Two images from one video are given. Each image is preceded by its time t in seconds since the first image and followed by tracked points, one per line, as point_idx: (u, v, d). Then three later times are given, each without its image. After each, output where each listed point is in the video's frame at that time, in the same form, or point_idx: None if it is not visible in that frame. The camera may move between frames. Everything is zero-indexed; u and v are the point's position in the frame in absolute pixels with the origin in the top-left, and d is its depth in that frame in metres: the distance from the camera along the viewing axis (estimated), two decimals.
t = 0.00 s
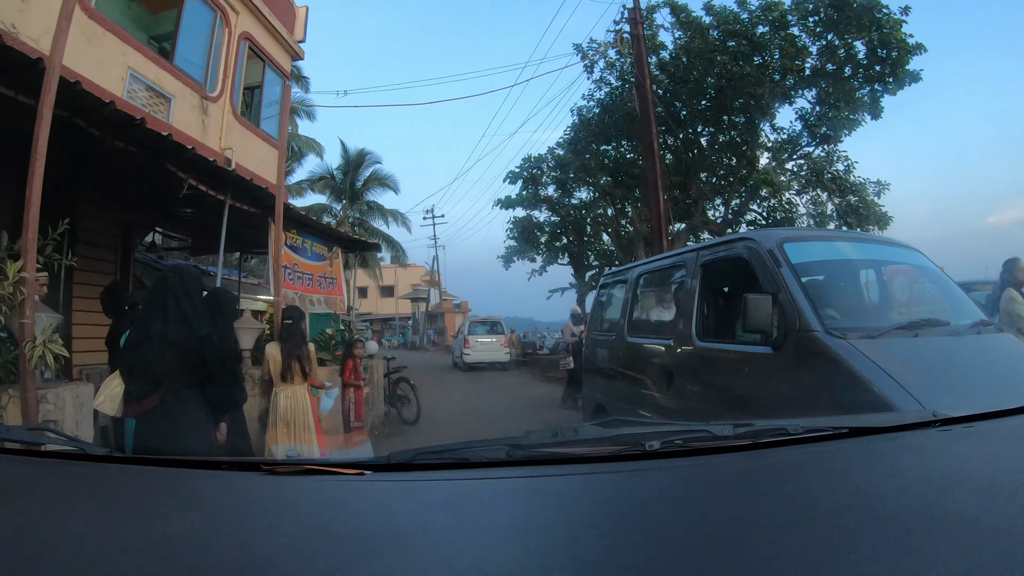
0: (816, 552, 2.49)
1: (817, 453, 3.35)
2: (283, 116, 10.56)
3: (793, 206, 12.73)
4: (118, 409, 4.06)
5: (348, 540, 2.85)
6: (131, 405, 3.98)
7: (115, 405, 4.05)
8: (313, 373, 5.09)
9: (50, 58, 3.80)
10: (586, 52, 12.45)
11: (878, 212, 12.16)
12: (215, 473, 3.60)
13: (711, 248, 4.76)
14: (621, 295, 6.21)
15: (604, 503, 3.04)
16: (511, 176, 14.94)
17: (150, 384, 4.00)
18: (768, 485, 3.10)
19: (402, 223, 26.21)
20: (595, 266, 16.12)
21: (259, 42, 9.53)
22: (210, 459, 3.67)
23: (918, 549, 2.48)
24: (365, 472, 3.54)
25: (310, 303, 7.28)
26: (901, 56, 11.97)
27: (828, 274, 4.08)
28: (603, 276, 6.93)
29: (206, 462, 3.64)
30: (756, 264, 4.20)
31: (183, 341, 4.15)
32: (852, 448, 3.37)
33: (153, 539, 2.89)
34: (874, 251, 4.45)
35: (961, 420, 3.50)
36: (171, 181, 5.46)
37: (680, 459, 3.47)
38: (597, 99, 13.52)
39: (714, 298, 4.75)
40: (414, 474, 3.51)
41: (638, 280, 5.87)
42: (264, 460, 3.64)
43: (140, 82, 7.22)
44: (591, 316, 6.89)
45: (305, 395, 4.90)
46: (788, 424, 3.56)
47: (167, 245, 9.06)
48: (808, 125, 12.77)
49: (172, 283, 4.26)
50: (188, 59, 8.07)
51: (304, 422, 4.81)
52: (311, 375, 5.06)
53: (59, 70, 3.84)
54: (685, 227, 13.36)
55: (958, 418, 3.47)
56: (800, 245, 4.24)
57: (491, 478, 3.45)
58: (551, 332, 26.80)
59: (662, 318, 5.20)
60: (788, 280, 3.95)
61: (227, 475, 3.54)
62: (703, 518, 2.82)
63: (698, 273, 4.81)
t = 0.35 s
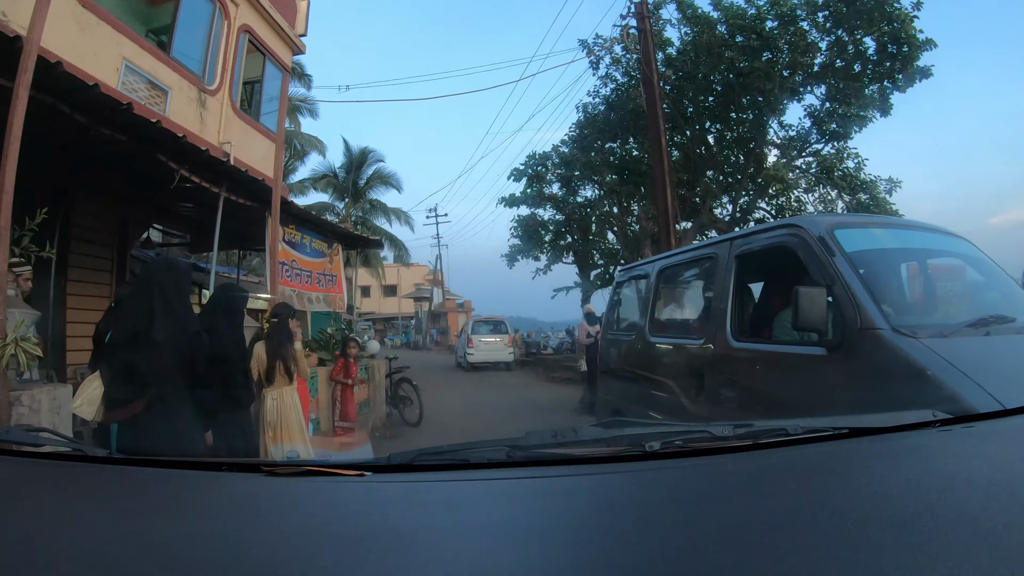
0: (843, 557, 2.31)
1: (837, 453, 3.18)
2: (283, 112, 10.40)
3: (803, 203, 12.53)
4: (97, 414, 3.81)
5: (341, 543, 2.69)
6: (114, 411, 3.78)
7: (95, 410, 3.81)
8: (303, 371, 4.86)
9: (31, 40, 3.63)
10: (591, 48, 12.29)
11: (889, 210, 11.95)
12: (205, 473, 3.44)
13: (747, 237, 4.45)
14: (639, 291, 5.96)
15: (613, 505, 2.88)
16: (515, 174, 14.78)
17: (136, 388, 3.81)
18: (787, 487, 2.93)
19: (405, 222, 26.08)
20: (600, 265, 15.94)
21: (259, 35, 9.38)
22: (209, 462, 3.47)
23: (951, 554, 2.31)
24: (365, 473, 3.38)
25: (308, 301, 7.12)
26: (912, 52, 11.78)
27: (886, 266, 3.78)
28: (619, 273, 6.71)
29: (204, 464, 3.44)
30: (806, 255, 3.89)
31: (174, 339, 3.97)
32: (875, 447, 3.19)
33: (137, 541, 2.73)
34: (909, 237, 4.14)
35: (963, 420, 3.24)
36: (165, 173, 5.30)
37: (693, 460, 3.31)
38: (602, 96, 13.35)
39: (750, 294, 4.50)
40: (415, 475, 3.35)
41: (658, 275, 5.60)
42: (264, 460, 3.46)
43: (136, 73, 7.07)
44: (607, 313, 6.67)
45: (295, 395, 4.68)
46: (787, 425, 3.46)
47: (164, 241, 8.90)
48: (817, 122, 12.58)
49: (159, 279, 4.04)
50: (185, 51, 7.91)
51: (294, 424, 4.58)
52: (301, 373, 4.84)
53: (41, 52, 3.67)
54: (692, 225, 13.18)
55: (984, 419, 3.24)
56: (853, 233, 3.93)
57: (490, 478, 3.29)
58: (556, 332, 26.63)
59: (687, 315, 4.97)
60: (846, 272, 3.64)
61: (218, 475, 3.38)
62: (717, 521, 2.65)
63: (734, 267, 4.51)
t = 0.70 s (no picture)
0: (869, 563, 2.18)
1: (856, 452, 3.03)
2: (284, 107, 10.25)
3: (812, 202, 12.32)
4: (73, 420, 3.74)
5: (335, 548, 2.56)
6: (86, 416, 3.67)
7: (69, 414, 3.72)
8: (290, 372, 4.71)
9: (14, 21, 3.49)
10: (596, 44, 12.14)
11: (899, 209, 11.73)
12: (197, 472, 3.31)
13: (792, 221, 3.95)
14: (663, 285, 5.60)
15: (621, 507, 2.72)
16: (519, 171, 14.64)
17: (106, 393, 3.68)
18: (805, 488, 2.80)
19: (409, 221, 25.97)
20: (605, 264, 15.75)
21: (259, 29, 9.24)
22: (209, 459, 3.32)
23: (986, 563, 2.15)
24: (364, 472, 3.24)
25: (307, 299, 6.99)
26: (921, 48, 11.59)
27: (963, 251, 3.27)
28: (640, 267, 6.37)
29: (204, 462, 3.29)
30: (866, 241, 3.38)
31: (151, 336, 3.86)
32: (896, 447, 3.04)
33: (120, 544, 2.60)
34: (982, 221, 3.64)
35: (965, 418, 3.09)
36: (160, 167, 5.18)
37: (706, 459, 3.17)
38: (607, 92, 13.19)
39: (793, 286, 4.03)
40: (414, 474, 3.22)
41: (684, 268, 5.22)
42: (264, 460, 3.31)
43: (132, 66, 6.94)
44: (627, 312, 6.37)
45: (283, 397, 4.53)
46: (789, 424, 3.34)
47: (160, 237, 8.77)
48: (826, 119, 12.38)
49: (130, 273, 3.97)
50: (183, 43, 7.78)
51: (283, 427, 4.43)
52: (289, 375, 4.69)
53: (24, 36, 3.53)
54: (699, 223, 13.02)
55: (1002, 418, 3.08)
56: (922, 214, 3.42)
57: (487, 478, 3.15)
58: (560, 332, 26.45)
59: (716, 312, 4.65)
60: (919, 258, 3.13)
61: (210, 474, 3.25)
62: (732, 526, 2.49)
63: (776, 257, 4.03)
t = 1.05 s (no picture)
0: None
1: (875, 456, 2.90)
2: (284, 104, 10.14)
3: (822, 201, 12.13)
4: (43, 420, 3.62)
5: (333, 555, 2.46)
6: (55, 419, 3.55)
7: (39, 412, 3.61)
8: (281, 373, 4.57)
9: None
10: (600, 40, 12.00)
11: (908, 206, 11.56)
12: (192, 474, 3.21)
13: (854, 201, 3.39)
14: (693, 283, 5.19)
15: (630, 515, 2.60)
16: (522, 170, 14.52)
17: (72, 396, 3.54)
18: (822, 492, 2.69)
19: (411, 220, 25.84)
20: (609, 263, 15.61)
21: (258, 23, 9.11)
22: (209, 459, 3.23)
23: None
24: (365, 472, 3.13)
25: (306, 297, 6.84)
26: (930, 45, 11.43)
27: None
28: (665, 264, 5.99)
29: (203, 461, 3.19)
30: (949, 222, 2.79)
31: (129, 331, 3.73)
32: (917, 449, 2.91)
33: (106, 553, 2.49)
34: None
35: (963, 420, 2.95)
36: (155, 162, 5.07)
37: (718, 462, 3.05)
38: (611, 90, 13.05)
39: (854, 279, 3.45)
40: (416, 474, 3.12)
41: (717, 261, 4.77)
42: (263, 460, 3.22)
43: (126, 58, 6.80)
44: (650, 312, 6.01)
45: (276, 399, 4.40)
46: (788, 424, 3.23)
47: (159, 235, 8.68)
48: (833, 116, 12.20)
49: (97, 269, 3.78)
50: (180, 36, 7.64)
51: (276, 429, 4.31)
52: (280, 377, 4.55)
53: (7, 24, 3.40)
54: (705, 222, 12.87)
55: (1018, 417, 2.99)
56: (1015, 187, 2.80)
57: (489, 478, 3.06)
58: (564, 332, 26.28)
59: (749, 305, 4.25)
60: None
61: (205, 475, 3.16)
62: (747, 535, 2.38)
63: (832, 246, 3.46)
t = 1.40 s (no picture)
0: None
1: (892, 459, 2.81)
2: (283, 101, 10.03)
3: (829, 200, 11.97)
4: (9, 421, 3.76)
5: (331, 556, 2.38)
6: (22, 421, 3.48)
7: (7, 417, 3.74)
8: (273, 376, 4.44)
9: None
10: (604, 37, 11.82)
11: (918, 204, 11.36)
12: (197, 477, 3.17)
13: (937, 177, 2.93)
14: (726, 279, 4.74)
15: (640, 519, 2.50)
16: (525, 168, 14.37)
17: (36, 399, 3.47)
18: (839, 494, 2.63)
19: (412, 220, 25.69)
20: (614, 262, 15.44)
21: (258, 19, 8.99)
22: (209, 459, 3.17)
23: None
24: (365, 472, 3.12)
25: (304, 296, 6.71)
26: (938, 40, 11.21)
27: None
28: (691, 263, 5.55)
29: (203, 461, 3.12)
30: None
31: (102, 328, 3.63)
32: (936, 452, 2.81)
33: (96, 557, 2.39)
34: None
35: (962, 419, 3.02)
36: (154, 159, 4.98)
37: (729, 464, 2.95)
38: (615, 87, 12.88)
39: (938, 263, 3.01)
40: (415, 475, 3.11)
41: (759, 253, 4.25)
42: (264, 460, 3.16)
43: (121, 51, 6.68)
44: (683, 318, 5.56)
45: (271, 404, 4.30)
46: (787, 425, 3.31)
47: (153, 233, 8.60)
48: (840, 114, 12.00)
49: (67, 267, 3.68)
50: (177, 30, 7.52)
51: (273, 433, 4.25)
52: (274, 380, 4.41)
53: None
54: (711, 220, 12.75)
55: None
56: None
57: (492, 478, 3.05)
58: (567, 332, 26.11)
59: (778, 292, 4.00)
60: None
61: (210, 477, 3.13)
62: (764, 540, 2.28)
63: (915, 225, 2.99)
